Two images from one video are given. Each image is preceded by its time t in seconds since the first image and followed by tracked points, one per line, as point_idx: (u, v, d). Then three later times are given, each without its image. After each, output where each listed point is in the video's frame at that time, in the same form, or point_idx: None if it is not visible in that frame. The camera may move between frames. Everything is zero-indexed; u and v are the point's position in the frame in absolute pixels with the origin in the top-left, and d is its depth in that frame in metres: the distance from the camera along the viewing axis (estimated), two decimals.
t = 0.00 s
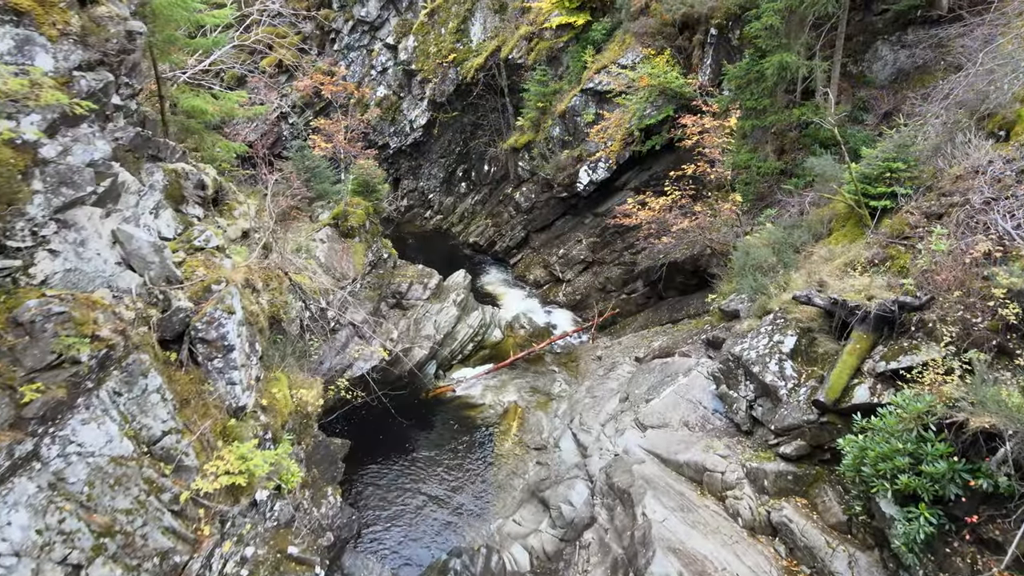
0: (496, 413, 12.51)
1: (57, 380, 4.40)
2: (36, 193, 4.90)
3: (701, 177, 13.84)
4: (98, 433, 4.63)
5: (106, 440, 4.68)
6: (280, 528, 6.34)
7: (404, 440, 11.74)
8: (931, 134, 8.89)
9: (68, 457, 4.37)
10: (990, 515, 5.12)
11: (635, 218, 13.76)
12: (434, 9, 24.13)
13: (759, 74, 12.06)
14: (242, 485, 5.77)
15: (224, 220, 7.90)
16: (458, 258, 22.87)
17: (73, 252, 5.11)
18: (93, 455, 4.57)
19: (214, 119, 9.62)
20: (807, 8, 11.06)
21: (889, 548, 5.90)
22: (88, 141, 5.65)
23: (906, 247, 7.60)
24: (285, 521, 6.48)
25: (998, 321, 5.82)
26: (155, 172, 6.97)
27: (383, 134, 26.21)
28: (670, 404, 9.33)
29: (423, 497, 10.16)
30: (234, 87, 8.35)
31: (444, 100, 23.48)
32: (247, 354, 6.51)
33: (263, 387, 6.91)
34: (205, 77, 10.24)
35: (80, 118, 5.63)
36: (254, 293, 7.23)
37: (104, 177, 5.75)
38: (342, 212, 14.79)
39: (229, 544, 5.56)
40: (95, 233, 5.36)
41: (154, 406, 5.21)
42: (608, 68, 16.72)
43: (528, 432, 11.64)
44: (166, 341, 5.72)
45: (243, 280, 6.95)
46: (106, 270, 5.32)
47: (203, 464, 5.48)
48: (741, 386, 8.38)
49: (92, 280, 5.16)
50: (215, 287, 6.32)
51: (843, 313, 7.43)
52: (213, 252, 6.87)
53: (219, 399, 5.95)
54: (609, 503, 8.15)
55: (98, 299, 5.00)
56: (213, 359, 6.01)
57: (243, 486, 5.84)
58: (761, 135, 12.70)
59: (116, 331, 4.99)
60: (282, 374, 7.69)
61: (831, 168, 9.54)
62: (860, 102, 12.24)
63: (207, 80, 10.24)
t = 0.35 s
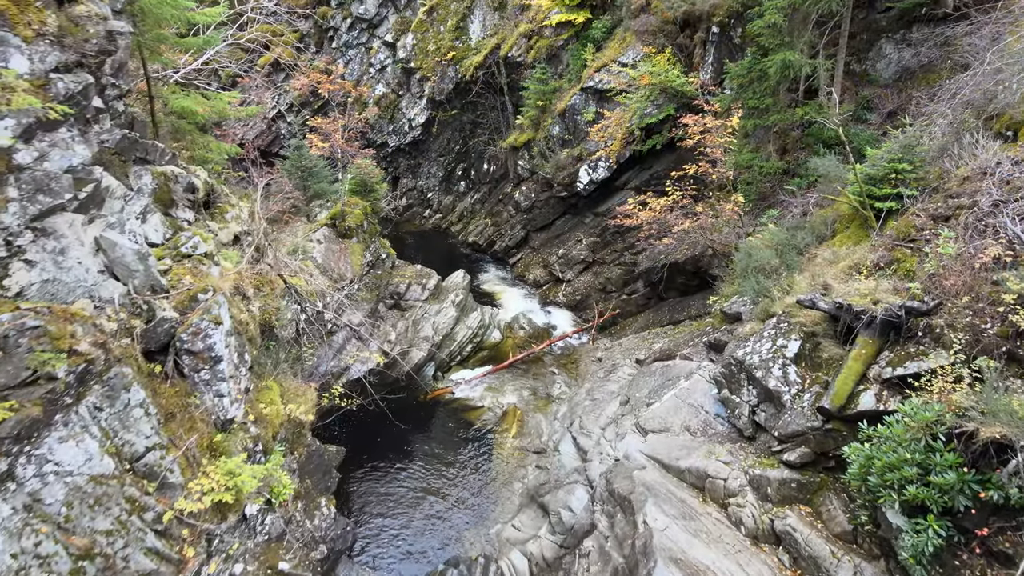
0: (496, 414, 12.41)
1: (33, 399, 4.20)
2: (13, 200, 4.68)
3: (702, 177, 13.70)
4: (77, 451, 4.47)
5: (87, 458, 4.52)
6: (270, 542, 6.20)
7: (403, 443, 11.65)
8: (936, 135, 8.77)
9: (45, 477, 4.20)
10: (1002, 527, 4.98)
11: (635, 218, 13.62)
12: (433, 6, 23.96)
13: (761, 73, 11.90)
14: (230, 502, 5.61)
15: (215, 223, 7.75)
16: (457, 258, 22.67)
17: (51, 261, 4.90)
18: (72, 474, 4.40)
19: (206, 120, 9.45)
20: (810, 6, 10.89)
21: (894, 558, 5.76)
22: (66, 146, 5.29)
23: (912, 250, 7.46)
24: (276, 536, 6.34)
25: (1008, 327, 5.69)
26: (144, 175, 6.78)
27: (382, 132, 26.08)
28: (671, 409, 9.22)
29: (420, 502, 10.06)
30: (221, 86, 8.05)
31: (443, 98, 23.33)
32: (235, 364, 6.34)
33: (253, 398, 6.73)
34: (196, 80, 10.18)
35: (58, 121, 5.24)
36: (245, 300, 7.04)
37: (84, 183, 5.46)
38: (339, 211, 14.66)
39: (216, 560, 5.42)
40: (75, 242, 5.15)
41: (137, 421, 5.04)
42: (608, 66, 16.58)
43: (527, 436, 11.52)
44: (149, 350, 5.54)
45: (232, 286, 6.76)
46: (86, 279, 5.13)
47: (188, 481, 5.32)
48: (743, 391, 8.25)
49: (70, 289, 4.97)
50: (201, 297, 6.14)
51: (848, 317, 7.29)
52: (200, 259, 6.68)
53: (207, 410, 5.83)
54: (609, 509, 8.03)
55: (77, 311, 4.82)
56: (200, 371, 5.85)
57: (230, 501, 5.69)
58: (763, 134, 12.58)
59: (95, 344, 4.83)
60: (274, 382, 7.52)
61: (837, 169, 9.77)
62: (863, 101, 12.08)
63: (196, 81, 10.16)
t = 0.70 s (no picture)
0: (495, 417, 12.30)
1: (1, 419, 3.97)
2: None
3: (704, 177, 13.52)
4: (52, 473, 4.22)
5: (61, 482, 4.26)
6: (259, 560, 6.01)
7: (400, 447, 11.51)
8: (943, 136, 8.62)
9: (16, 501, 3.95)
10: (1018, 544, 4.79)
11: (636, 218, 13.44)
12: (432, 3, 23.75)
13: (764, 71, 11.72)
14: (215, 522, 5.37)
15: (205, 228, 7.58)
16: (456, 258, 22.48)
17: (25, 272, 4.73)
18: (45, 498, 4.14)
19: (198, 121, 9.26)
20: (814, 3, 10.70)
21: None
22: (39, 152, 5.15)
23: (919, 253, 7.31)
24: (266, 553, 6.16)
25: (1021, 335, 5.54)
26: (130, 179, 6.57)
27: (381, 131, 25.89)
28: (672, 414, 9.08)
29: (417, 508, 9.93)
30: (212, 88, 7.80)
31: (442, 96, 23.15)
32: (220, 378, 6.11)
33: (241, 409, 6.55)
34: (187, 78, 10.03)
35: (30, 127, 5.17)
36: (236, 307, 6.88)
37: (60, 192, 5.31)
38: (337, 211, 14.51)
39: None
40: (52, 252, 5.02)
41: (116, 439, 4.81)
42: (608, 64, 16.43)
43: (526, 440, 11.37)
44: (130, 365, 5.28)
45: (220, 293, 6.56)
46: (63, 289, 4.97)
47: (170, 502, 5.09)
48: (746, 396, 8.09)
49: (46, 301, 4.80)
50: (184, 307, 5.86)
51: (854, 323, 7.12)
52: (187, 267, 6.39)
53: (193, 425, 5.64)
54: (609, 517, 7.89)
55: (50, 326, 4.60)
56: (184, 385, 5.63)
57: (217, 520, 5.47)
58: (765, 134, 12.40)
59: (70, 362, 4.61)
60: (264, 392, 7.33)
61: (843, 169, 9.65)
62: (868, 100, 11.92)
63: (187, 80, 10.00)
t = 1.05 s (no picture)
0: (494, 420, 12.18)
1: None
2: None
3: (705, 177, 13.38)
4: (25, 496, 3.86)
5: (37, 503, 3.93)
6: None
7: (398, 451, 11.38)
8: (951, 136, 8.46)
9: None
10: None
11: (636, 219, 13.28)
12: (431, 1, 23.54)
13: (766, 70, 11.55)
14: (199, 543, 5.03)
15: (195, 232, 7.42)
16: (455, 258, 22.31)
17: None
18: (18, 523, 3.77)
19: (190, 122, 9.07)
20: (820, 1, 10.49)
21: None
22: (12, 159, 4.74)
23: (927, 257, 7.17)
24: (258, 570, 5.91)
25: None
26: (116, 182, 6.31)
27: (380, 129, 25.67)
28: (673, 419, 8.97)
29: (415, 514, 9.81)
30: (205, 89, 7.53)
31: (441, 95, 22.99)
32: (205, 395, 5.80)
33: (231, 421, 6.37)
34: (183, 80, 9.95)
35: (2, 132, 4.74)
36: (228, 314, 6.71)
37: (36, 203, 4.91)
38: (334, 212, 14.34)
39: None
40: (30, 262, 4.68)
41: (95, 459, 4.51)
42: (609, 63, 16.27)
43: (525, 444, 11.24)
44: (110, 380, 4.99)
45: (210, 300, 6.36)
46: (40, 301, 4.63)
47: (153, 523, 4.77)
48: (749, 402, 7.97)
49: (21, 314, 4.47)
50: (167, 321, 5.56)
51: (860, 328, 6.96)
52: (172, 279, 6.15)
53: (177, 442, 5.37)
54: (608, 525, 7.76)
55: (26, 341, 4.31)
56: (168, 401, 5.36)
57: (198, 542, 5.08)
58: (768, 134, 12.25)
59: (46, 379, 4.31)
60: (255, 401, 7.15)
61: (847, 170, 9.53)
62: (871, 99, 11.79)
63: (183, 82, 9.94)
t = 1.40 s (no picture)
0: (493, 423, 12.05)
1: None
2: None
3: (706, 177, 13.21)
4: None
5: None
6: None
7: (394, 456, 11.21)
8: (958, 137, 8.30)
9: None
10: None
11: (637, 220, 13.11)
12: None
13: (769, 68, 11.38)
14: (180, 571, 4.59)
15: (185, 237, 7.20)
16: (454, 258, 22.10)
17: None
18: None
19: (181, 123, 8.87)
20: None
21: None
22: None
23: (935, 262, 7.01)
24: None
25: None
26: (99, 189, 5.89)
27: (378, 128, 25.42)
28: (674, 424, 8.83)
29: (412, 520, 9.67)
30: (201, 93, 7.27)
31: (440, 93, 22.79)
32: (188, 409, 5.31)
33: (218, 436, 5.95)
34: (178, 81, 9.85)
35: None
36: (215, 326, 6.24)
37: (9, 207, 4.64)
38: (331, 212, 14.17)
39: None
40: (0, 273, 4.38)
41: (69, 483, 4.15)
42: (609, 61, 16.06)
43: (524, 449, 11.09)
44: (87, 400, 4.61)
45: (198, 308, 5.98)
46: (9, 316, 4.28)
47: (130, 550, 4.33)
48: (752, 408, 7.82)
49: None
50: (149, 335, 5.08)
51: (866, 335, 6.80)
52: (156, 289, 5.53)
53: (158, 462, 4.91)
54: (608, 533, 7.61)
55: None
56: (149, 419, 4.92)
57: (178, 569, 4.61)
58: (770, 133, 12.08)
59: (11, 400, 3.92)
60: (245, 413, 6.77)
61: (851, 170, 9.39)
62: (876, 98, 11.63)
63: (178, 83, 9.85)
